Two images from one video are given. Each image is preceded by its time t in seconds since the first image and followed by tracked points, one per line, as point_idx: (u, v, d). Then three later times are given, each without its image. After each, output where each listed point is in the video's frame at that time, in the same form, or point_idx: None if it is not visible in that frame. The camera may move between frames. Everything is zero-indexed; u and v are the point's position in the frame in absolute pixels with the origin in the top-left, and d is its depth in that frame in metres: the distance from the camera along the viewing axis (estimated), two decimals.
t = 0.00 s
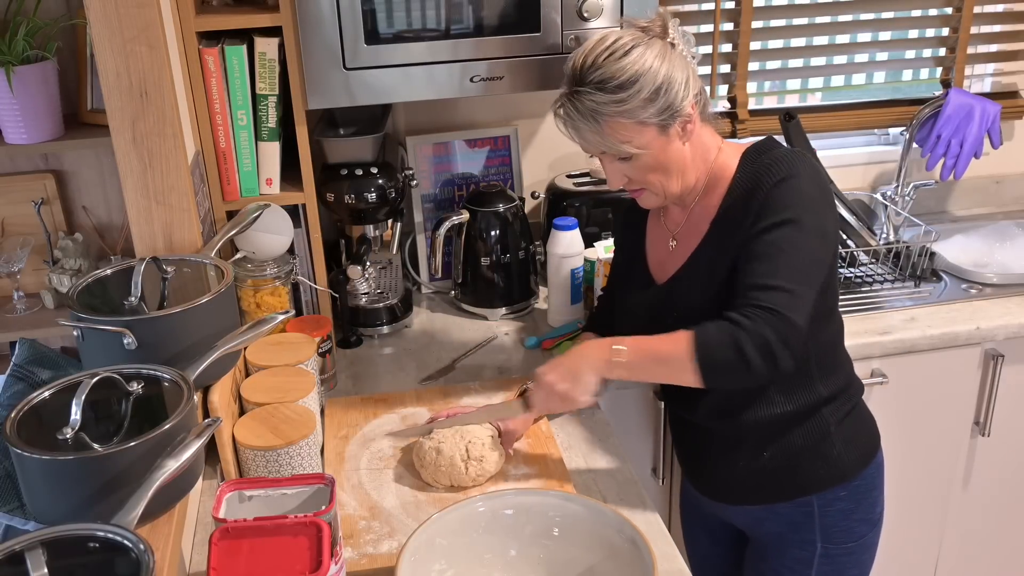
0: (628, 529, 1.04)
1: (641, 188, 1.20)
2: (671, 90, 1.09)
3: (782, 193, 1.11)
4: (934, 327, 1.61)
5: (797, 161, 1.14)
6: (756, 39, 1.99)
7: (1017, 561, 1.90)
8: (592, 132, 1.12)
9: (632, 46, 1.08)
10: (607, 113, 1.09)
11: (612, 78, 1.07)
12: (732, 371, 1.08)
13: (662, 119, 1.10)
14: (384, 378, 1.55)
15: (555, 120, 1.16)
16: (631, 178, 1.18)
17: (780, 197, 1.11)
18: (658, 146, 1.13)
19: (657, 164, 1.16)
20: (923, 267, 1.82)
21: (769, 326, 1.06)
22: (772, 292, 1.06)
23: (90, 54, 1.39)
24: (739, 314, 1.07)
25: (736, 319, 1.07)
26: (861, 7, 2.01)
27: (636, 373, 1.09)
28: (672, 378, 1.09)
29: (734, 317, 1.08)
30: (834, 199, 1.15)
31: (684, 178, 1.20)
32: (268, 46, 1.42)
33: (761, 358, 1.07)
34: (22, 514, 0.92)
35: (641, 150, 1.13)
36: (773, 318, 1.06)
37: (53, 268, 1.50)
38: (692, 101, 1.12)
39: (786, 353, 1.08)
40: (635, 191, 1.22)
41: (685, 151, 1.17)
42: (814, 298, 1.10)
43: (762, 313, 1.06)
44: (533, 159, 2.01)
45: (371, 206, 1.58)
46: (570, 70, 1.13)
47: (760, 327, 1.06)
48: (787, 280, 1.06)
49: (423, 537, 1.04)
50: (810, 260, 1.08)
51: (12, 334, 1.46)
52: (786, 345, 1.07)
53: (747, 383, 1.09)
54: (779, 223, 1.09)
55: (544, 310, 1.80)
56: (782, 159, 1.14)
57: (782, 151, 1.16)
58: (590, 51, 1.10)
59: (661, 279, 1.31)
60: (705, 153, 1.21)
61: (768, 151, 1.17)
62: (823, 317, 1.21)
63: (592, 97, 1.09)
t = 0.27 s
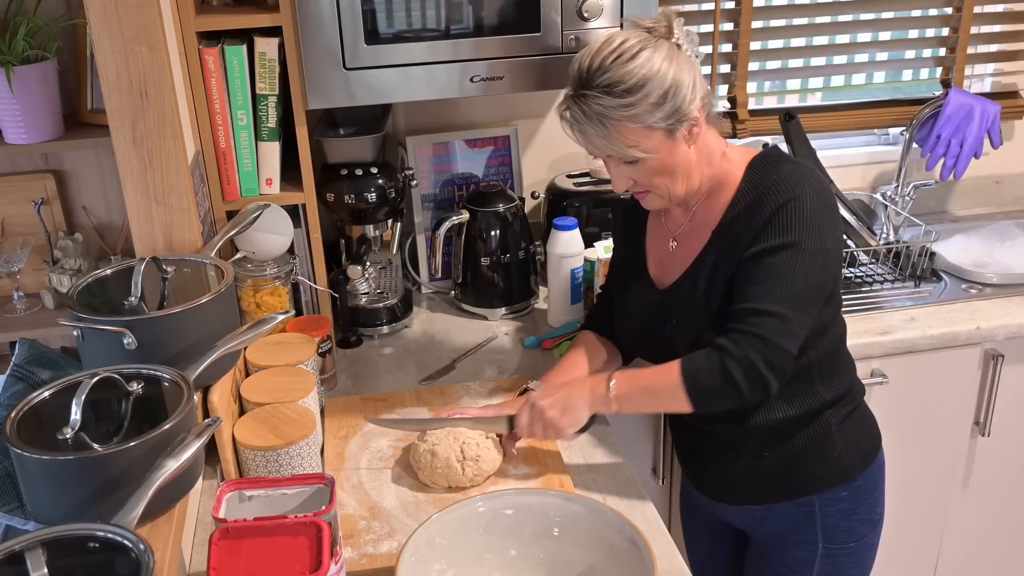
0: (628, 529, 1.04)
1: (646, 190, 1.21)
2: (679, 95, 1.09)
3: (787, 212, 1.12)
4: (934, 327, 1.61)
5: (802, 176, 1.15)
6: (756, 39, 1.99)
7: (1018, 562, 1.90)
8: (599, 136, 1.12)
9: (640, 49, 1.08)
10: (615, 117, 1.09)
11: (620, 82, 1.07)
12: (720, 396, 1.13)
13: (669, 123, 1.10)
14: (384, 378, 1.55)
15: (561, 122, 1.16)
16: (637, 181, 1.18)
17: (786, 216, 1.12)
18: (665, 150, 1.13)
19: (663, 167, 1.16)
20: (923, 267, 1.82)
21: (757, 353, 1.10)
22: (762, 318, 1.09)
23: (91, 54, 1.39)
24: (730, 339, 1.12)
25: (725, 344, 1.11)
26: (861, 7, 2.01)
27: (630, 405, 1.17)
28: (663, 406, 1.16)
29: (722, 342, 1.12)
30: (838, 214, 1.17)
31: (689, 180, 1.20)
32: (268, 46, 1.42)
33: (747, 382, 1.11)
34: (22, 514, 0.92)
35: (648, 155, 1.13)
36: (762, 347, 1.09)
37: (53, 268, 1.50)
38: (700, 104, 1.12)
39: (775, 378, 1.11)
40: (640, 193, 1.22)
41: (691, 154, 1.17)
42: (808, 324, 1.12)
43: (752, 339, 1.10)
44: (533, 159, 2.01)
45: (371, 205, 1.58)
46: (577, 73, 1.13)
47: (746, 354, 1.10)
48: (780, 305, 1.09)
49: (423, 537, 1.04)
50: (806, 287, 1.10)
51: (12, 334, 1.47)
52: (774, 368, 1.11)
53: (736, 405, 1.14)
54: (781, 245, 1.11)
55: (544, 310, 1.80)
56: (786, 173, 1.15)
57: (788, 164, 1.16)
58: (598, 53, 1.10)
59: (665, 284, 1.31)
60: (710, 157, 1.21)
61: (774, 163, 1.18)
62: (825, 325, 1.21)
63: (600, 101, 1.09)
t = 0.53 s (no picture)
0: (628, 529, 1.04)
1: (651, 192, 1.21)
2: (693, 99, 1.10)
3: (800, 228, 1.14)
4: (934, 327, 1.61)
5: (811, 190, 1.16)
6: (756, 38, 1.99)
7: (1017, 562, 1.90)
8: (611, 138, 1.12)
9: (655, 51, 1.08)
10: (629, 120, 1.09)
11: (635, 84, 1.07)
12: (764, 415, 1.19)
13: (682, 126, 1.11)
14: (384, 378, 1.55)
15: (571, 122, 1.16)
16: (644, 184, 1.18)
17: (800, 233, 1.14)
18: (675, 154, 1.14)
19: (671, 170, 1.16)
20: (923, 267, 1.82)
21: (801, 374, 1.16)
22: (799, 339, 1.15)
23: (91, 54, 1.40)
24: (772, 363, 1.17)
25: (767, 369, 1.17)
26: (861, 7, 2.01)
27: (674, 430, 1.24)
28: (709, 429, 1.23)
29: (765, 367, 1.17)
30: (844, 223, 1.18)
31: (695, 182, 1.20)
32: (268, 46, 1.42)
33: (789, 401, 1.18)
34: (22, 514, 0.92)
35: (658, 157, 1.13)
36: (803, 366, 1.16)
37: (53, 268, 1.50)
38: (711, 108, 1.13)
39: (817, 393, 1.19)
40: (645, 194, 1.22)
41: (699, 158, 1.18)
42: (838, 332, 1.19)
43: (796, 361, 1.16)
44: (533, 159, 2.01)
45: (371, 205, 1.58)
46: (589, 73, 1.12)
47: (790, 375, 1.16)
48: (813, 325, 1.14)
49: (423, 537, 1.04)
50: (831, 301, 1.15)
51: (12, 333, 1.47)
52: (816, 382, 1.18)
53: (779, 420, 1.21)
54: (801, 264, 1.14)
55: (544, 310, 1.80)
56: (793, 186, 1.16)
57: (795, 176, 1.17)
58: (612, 55, 1.09)
59: (665, 285, 1.30)
60: (717, 160, 1.22)
61: (780, 174, 1.18)
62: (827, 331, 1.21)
63: (614, 102, 1.08)
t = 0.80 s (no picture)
0: (628, 529, 1.04)
1: (651, 194, 1.21)
2: (693, 104, 1.10)
3: (795, 235, 1.14)
4: (934, 327, 1.62)
5: (809, 196, 1.16)
6: (756, 39, 2.00)
7: (1018, 562, 1.90)
8: (611, 142, 1.12)
9: (657, 55, 1.08)
10: (629, 126, 1.09)
11: (636, 90, 1.07)
12: (742, 421, 1.20)
13: (682, 131, 1.11)
14: (384, 378, 1.55)
15: (571, 124, 1.16)
16: (643, 186, 1.18)
17: (794, 240, 1.14)
18: (675, 158, 1.14)
19: (671, 173, 1.17)
20: (923, 267, 1.82)
21: (780, 384, 1.17)
22: (778, 348, 1.15)
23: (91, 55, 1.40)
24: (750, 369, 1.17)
25: (745, 376, 1.17)
26: (861, 7, 2.01)
27: (653, 432, 1.24)
28: (686, 433, 1.23)
29: (744, 374, 1.18)
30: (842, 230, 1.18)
31: (695, 183, 1.20)
32: (268, 46, 1.42)
33: (768, 409, 1.18)
34: (22, 514, 0.92)
35: (658, 162, 1.14)
36: (783, 375, 1.16)
37: (53, 268, 1.50)
38: (711, 112, 1.13)
39: (796, 402, 1.19)
40: (645, 197, 1.22)
41: (699, 161, 1.18)
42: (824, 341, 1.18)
43: (773, 369, 1.16)
44: (533, 159, 2.02)
45: (371, 205, 1.58)
46: (589, 77, 1.12)
47: (769, 384, 1.16)
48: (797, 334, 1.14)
49: (423, 537, 1.04)
50: (818, 312, 1.15)
51: (12, 333, 1.47)
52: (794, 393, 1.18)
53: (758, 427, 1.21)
54: (791, 273, 1.13)
55: (544, 310, 1.80)
56: (793, 192, 1.16)
57: (795, 181, 1.17)
58: (613, 59, 1.09)
59: (664, 288, 1.30)
60: (717, 163, 1.22)
61: (779, 180, 1.18)
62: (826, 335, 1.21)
63: (614, 108, 1.08)
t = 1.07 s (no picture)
0: (628, 529, 1.04)
1: (646, 193, 1.21)
2: (688, 101, 1.09)
3: (806, 237, 1.14)
4: (934, 327, 1.62)
5: (813, 198, 1.16)
6: (756, 39, 2.00)
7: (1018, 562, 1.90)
8: (605, 138, 1.12)
9: (653, 52, 1.08)
10: (623, 122, 1.09)
11: (631, 86, 1.07)
12: (800, 420, 1.19)
13: (676, 129, 1.10)
14: (384, 378, 1.55)
15: (566, 121, 1.15)
16: (637, 184, 1.18)
17: (808, 240, 1.14)
18: (670, 156, 1.14)
19: (665, 172, 1.16)
20: (923, 267, 1.82)
21: (836, 381, 1.16)
22: (830, 346, 1.15)
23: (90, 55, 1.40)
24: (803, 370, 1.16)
25: (802, 377, 1.17)
26: (861, 7, 2.01)
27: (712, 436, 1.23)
28: (743, 435, 1.22)
29: (799, 375, 1.17)
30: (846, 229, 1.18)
31: (689, 182, 1.20)
32: (268, 46, 1.42)
33: (827, 407, 1.18)
34: (22, 514, 0.92)
35: (652, 159, 1.13)
36: (835, 372, 1.16)
37: (53, 268, 1.50)
38: (707, 111, 1.13)
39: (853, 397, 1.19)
40: (640, 195, 1.22)
41: (694, 160, 1.18)
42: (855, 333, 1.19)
43: (827, 367, 1.15)
44: (533, 159, 2.02)
45: (371, 205, 1.58)
46: (585, 73, 1.12)
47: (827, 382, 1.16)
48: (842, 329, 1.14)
49: (422, 537, 1.04)
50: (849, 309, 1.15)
51: (12, 334, 1.47)
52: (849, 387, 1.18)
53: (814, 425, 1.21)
54: (818, 273, 1.13)
55: (544, 310, 1.80)
56: (795, 194, 1.16)
57: (795, 183, 1.17)
58: (609, 55, 1.09)
59: (664, 289, 1.30)
60: (712, 163, 1.22)
61: (780, 182, 1.18)
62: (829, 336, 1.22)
63: (609, 103, 1.08)
